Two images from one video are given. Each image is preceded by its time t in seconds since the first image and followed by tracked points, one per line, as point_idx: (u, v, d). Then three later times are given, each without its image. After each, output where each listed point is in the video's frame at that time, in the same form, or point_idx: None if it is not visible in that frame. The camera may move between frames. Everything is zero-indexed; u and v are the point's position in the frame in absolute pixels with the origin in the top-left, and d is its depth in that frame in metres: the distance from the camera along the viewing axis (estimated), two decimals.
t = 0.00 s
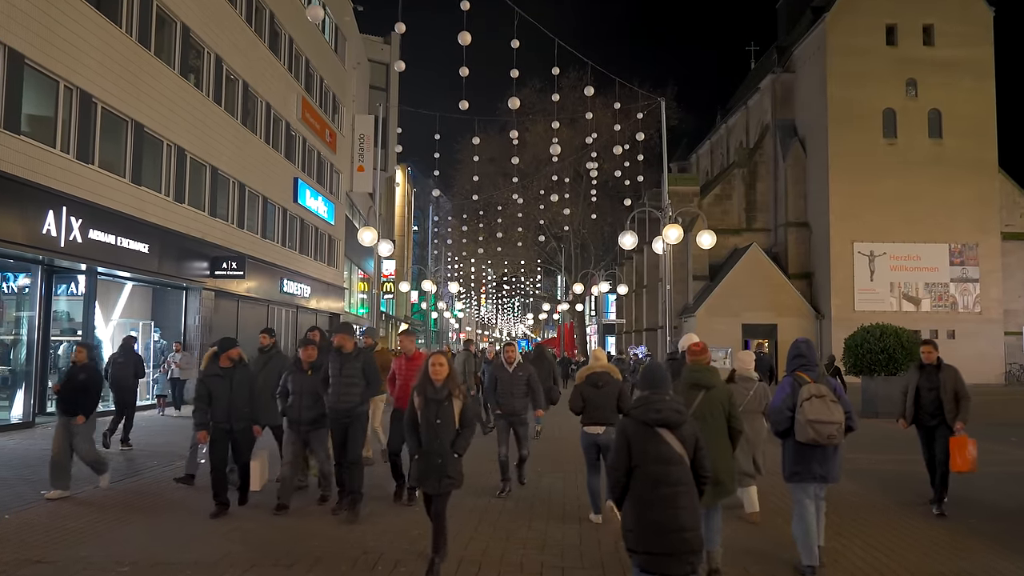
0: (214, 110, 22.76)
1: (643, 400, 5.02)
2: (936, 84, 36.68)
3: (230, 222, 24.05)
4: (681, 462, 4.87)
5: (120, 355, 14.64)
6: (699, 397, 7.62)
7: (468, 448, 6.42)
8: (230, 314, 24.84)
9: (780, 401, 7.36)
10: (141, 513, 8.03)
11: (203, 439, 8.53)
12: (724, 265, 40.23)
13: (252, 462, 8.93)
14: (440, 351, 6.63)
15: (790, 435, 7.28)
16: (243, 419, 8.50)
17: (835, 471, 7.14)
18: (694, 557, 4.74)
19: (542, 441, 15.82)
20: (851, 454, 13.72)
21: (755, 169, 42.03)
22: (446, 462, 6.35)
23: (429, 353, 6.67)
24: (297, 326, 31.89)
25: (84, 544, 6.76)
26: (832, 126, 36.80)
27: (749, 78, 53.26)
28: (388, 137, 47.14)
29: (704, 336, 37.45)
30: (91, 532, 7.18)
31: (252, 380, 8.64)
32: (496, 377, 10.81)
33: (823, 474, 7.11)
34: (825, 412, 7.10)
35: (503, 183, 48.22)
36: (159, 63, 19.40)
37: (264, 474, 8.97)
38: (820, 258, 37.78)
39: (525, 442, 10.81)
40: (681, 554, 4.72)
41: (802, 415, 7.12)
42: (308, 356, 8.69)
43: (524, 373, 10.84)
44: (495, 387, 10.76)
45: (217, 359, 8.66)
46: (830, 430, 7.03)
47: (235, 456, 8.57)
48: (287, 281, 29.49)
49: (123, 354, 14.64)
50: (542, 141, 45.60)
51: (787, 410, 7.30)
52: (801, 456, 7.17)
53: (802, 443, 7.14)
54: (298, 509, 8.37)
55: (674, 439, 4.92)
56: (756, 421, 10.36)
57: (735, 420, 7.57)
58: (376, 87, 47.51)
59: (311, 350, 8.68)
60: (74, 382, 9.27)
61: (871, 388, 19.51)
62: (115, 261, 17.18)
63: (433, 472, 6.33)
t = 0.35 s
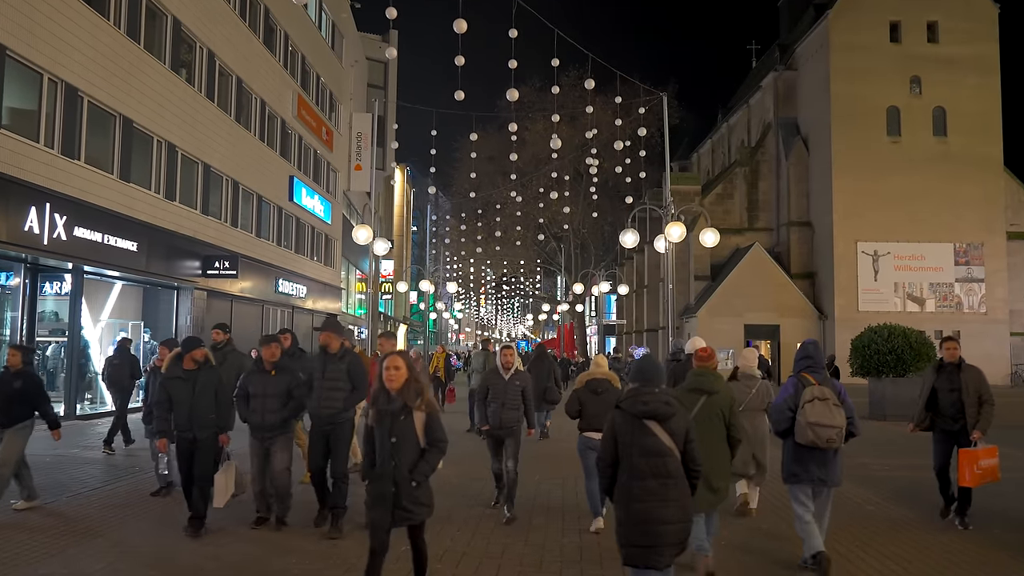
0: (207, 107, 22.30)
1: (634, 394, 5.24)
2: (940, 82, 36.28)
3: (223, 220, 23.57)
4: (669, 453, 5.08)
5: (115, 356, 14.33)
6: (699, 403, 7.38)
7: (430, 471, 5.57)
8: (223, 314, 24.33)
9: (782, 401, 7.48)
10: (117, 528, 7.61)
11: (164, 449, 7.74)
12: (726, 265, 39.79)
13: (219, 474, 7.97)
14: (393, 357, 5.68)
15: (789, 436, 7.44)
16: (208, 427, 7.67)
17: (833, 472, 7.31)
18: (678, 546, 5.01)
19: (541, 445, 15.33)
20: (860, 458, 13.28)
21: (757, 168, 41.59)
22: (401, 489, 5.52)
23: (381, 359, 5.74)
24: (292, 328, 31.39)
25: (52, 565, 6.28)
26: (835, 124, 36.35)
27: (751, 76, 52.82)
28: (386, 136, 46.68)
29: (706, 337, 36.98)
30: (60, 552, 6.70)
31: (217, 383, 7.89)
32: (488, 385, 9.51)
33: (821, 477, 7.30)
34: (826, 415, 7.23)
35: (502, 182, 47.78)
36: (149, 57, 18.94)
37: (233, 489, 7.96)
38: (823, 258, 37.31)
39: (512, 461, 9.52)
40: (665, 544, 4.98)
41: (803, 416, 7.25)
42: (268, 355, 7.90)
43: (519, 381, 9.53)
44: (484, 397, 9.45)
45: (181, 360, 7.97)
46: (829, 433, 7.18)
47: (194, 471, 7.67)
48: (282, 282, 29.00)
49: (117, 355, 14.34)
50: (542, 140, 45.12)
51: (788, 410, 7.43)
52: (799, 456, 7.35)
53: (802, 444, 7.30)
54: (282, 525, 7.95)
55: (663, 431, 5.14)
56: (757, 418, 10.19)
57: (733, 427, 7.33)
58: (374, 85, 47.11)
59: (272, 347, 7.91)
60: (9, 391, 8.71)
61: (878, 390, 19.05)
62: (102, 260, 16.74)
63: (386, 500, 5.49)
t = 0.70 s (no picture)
0: (198, 103, 21.82)
1: (635, 392, 5.16)
2: (945, 80, 35.79)
3: (214, 218, 23.07)
4: (669, 454, 5.00)
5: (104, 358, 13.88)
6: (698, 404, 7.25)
7: (375, 506, 3.97)
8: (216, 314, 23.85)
9: (785, 408, 7.21)
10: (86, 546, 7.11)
11: (110, 467, 7.01)
12: (728, 265, 39.34)
13: (168, 496, 6.81)
14: (320, 359, 4.11)
15: (795, 446, 7.11)
16: (162, 443, 6.99)
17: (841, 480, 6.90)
18: (676, 549, 4.86)
19: (539, 448, 14.85)
20: (869, 462, 12.78)
21: (759, 167, 41.12)
22: (337, 533, 3.88)
23: (306, 365, 4.13)
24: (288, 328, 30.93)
25: None
26: (838, 122, 35.86)
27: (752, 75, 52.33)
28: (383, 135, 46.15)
29: (707, 338, 36.44)
30: None
31: (177, 394, 7.24)
32: (476, 392, 8.04)
33: (829, 484, 6.87)
34: (832, 422, 6.93)
35: (501, 182, 47.30)
36: (137, 51, 18.49)
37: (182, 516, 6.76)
38: (826, 258, 36.82)
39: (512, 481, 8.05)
40: (664, 545, 4.83)
41: (808, 424, 6.95)
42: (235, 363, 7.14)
43: (512, 385, 8.08)
44: (471, 405, 8.04)
45: (139, 367, 7.25)
46: (836, 440, 6.86)
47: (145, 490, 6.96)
48: (277, 281, 28.52)
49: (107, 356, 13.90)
50: (541, 139, 44.64)
51: (793, 418, 7.14)
52: (806, 466, 6.97)
53: (809, 453, 6.96)
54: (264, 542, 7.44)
55: (664, 431, 5.05)
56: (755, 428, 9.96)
57: (731, 428, 7.20)
58: (372, 84, 46.63)
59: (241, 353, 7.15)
60: None
61: (886, 392, 18.54)
62: (88, 259, 16.25)
63: (318, 548, 3.85)
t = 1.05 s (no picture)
0: (191, 98, 21.37)
1: (626, 396, 5.17)
2: (951, 77, 35.32)
3: (208, 216, 22.61)
4: (664, 455, 4.99)
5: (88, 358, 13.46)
6: (689, 399, 7.47)
7: None
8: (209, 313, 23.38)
9: (784, 403, 7.20)
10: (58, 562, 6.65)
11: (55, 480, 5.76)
12: (730, 265, 38.95)
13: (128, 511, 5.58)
14: (198, 365, 2.90)
15: (795, 440, 7.12)
16: (115, 452, 6.06)
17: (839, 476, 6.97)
18: (678, 551, 4.84)
19: (539, 451, 14.42)
20: (881, 465, 12.32)
21: (762, 166, 40.69)
22: None
23: (170, 378, 2.89)
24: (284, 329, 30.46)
25: None
26: (843, 120, 35.38)
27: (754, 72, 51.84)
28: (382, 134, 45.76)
29: (709, 338, 36.21)
30: None
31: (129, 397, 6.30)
32: (452, 396, 6.70)
33: (829, 479, 6.94)
34: (832, 417, 6.95)
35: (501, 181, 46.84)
36: (127, 43, 18.03)
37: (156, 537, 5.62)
38: (829, 257, 36.36)
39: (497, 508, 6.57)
40: (666, 548, 4.81)
41: (809, 418, 6.97)
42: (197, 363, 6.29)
43: (495, 387, 6.75)
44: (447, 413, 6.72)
45: (82, 365, 6.09)
46: (835, 435, 6.90)
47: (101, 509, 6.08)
48: (272, 281, 28.06)
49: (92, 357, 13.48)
50: (541, 137, 44.16)
51: (793, 412, 7.12)
52: (805, 463, 6.99)
53: (808, 449, 6.99)
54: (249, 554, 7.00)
55: (658, 434, 5.04)
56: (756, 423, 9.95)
57: (726, 420, 7.50)
58: (370, 82, 46.17)
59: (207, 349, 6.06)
60: None
61: (894, 393, 18.09)
62: (73, 256, 15.76)
63: None
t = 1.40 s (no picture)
0: (183, 94, 20.89)
1: (617, 401, 5.34)
2: (956, 74, 34.84)
3: (200, 214, 22.11)
4: (652, 462, 5.16)
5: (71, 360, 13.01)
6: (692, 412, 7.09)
7: None
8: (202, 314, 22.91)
9: (785, 412, 7.11)
10: None
11: None
12: (733, 265, 38.53)
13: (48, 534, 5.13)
14: None
15: (795, 448, 7.05)
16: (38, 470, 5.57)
17: (838, 485, 6.91)
18: (660, 557, 5.06)
19: (538, 456, 13.92)
20: (894, 473, 11.85)
21: (764, 164, 40.20)
22: None
23: None
24: (280, 330, 29.97)
25: None
26: (846, 118, 34.90)
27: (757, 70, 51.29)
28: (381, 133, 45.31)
29: (712, 338, 35.96)
30: None
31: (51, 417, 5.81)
32: (421, 425, 5.29)
33: (828, 489, 6.88)
34: (833, 426, 6.81)
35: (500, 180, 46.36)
36: (116, 37, 17.57)
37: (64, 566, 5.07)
38: (833, 257, 35.88)
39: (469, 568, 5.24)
40: (648, 553, 5.04)
41: (809, 427, 6.84)
42: (114, 377, 5.29)
43: (477, 417, 5.33)
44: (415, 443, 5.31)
45: None
46: (837, 445, 6.77)
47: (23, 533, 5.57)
48: (268, 281, 27.56)
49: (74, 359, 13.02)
50: (541, 136, 43.67)
51: (793, 421, 7.04)
52: (804, 472, 6.95)
53: (807, 458, 6.90)
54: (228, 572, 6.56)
55: (647, 439, 5.21)
56: (757, 426, 9.96)
57: (724, 435, 7.11)
58: (368, 80, 45.72)
59: (122, 363, 5.29)
60: None
61: (904, 396, 17.58)
62: (58, 255, 15.28)
63: None
